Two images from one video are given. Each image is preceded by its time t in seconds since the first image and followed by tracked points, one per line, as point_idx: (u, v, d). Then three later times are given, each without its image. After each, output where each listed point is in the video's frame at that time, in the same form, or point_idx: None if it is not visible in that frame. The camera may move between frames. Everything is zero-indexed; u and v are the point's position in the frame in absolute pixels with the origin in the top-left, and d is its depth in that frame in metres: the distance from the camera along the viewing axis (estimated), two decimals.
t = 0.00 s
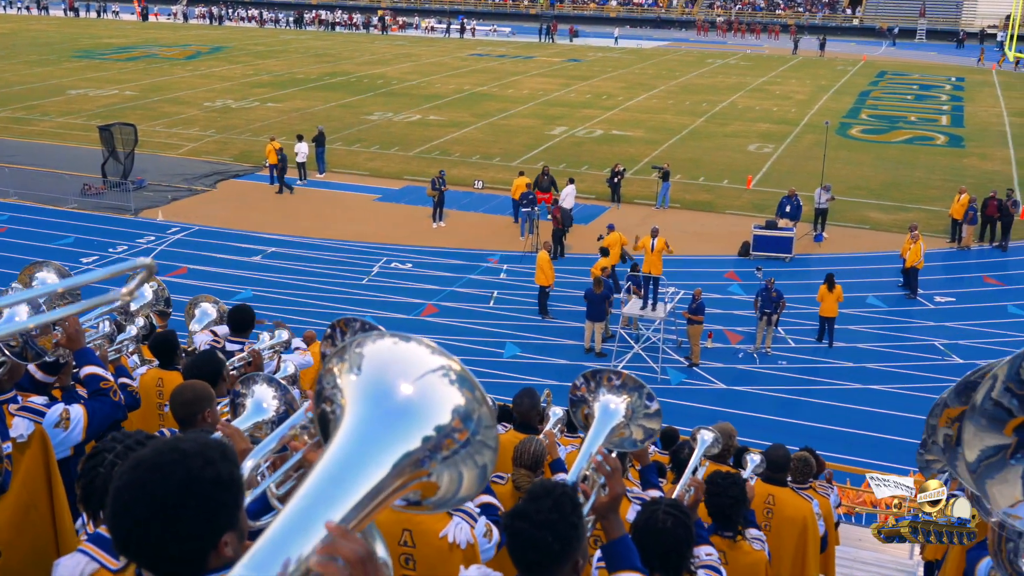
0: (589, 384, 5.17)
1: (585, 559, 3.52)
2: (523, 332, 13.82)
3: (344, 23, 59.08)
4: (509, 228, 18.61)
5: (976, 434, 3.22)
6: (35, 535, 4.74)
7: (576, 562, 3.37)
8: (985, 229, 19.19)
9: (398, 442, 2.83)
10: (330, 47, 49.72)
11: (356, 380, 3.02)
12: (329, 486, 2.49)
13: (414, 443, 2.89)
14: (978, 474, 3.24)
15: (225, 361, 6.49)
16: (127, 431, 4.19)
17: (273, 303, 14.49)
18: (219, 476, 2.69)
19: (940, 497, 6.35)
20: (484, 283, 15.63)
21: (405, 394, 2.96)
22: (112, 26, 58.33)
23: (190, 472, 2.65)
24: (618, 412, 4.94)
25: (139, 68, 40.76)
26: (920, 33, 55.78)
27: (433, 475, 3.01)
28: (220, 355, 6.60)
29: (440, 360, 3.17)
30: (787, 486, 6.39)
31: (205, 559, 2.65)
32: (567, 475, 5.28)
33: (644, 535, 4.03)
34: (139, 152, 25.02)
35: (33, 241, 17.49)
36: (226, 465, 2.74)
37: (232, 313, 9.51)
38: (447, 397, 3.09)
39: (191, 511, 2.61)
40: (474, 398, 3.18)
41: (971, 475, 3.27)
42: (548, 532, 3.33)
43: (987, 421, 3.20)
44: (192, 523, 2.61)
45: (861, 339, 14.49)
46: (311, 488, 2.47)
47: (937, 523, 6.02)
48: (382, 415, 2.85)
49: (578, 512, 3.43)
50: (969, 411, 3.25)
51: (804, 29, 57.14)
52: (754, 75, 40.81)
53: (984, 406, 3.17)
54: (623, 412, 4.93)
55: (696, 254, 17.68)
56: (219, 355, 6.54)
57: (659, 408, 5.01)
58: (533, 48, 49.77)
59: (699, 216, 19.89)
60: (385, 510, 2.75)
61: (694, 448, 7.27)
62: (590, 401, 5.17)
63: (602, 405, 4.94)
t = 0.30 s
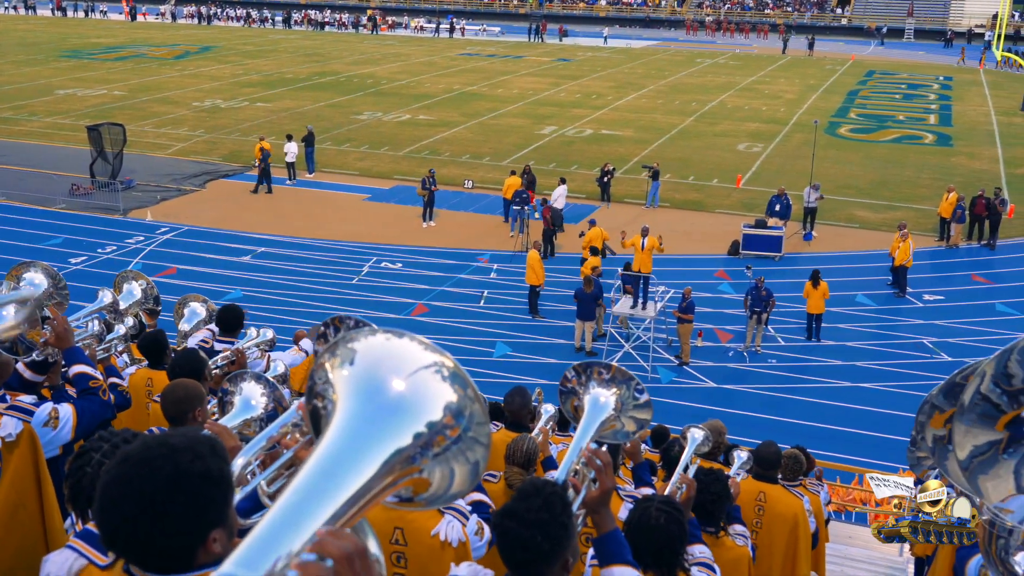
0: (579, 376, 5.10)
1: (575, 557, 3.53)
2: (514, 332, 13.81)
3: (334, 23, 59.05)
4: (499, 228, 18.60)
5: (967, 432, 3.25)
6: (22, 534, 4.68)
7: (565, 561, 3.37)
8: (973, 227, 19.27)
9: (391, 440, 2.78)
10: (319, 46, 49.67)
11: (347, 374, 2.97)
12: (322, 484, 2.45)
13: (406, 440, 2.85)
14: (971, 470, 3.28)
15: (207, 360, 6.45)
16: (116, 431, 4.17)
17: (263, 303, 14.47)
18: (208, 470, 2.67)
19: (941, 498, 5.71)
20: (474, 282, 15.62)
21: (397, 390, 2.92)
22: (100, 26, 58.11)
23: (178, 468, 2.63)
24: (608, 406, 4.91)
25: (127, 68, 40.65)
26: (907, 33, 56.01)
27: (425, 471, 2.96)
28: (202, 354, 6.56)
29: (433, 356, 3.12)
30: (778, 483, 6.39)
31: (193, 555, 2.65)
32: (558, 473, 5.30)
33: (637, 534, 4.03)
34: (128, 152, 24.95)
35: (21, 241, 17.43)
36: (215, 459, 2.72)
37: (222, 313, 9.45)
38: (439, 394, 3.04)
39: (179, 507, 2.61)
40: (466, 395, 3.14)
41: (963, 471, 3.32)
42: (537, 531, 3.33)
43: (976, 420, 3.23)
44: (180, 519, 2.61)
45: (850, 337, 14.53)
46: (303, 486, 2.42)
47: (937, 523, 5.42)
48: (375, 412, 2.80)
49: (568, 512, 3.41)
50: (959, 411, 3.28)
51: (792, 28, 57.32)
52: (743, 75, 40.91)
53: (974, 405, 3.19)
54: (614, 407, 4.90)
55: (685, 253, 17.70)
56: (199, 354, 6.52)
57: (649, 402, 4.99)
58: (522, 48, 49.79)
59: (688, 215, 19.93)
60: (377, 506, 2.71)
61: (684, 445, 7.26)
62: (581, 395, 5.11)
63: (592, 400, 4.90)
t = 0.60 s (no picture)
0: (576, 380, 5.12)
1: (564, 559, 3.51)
2: (506, 336, 13.82)
3: (326, 27, 59.11)
4: (491, 232, 18.60)
5: (962, 430, 3.14)
6: (14, 535, 4.74)
7: (553, 562, 3.35)
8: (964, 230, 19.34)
9: (375, 435, 2.72)
10: (310, 51, 49.69)
11: (331, 370, 2.90)
12: (304, 477, 2.38)
13: (390, 436, 2.78)
14: (961, 468, 3.19)
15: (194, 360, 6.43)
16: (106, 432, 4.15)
17: (254, 308, 14.46)
18: (193, 467, 2.64)
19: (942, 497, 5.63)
20: (466, 286, 15.62)
21: (380, 387, 2.84)
22: (91, 30, 58.05)
23: (162, 465, 2.61)
24: (604, 412, 4.89)
25: (118, 73, 40.61)
26: (898, 37, 56.31)
27: (408, 467, 2.90)
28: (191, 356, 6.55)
29: (417, 352, 3.05)
30: (771, 485, 6.39)
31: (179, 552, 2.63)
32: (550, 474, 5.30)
33: (629, 536, 4.02)
34: (119, 156, 24.92)
35: (12, 246, 17.38)
36: (199, 456, 2.69)
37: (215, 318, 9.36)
38: (422, 390, 2.98)
39: (163, 504, 2.58)
40: (450, 391, 3.09)
41: (956, 469, 3.22)
42: (527, 531, 3.32)
43: (971, 417, 3.12)
44: (164, 514, 2.58)
45: (842, 341, 14.56)
46: (285, 480, 2.35)
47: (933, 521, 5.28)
48: (358, 407, 2.73)
49: (559, 513, 3.39)
50: (954, 407, 3.18)
51: (783, 32, 57.58)
52: (734, 79, 41.03)
53: (970, 403, 3.09)
54: (610, 412, 4.88)
55: (677, 257, 17.73)
56: (188, 357, 6.47)
57: (645, 409, 4.98)
58: (514, 52, 49.90)
59: (680, 219, 19.97)
60: (361, 501, 2.64)
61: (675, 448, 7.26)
62: (578, 399, 5.11)
63: (589, 405, 4.90)
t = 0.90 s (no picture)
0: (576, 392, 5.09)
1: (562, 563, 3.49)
2: (499, 350, 13.80)
3: (319, 43, 59.31)
4: (485, 246, 18.61)
5: (962, 439, 3.22)
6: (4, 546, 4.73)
7: (552, 565, 3.33)
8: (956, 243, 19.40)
9: (374, 442, 2.71)
10: (303, 66, 49.84)
11: (329, 376, 2.89)
12: (304, 482, 2.37)
13: (388, 443, 2.77)
14: (962, 478, 3.27)
15: (189, 373, 6.40)
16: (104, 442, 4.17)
17: (247, 322, 14.43)
18: (191, 474, 2.62)
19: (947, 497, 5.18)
20: (460, 300, 15.61)
21: (379, 393, 2.83)
22: (83, 45, 58.16)
23: (159, 472, 2.59)
24: (603, 422, 4.89)
25: (111, 88, 40.65)
26: (888, 52, 56.75)
27: (406, 476, 2.88)
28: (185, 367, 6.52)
29: (415, 359, 3.05)
30: (766, 496, 6.40)
31: (175, 561, 2.58)
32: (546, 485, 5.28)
33: (627, 546, 3.98)
34: (112, 171, 24.91)
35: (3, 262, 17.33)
36: (197, 464, 2.67)
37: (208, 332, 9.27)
38: (421, 396, 2.97)
39: (161, 510, 2.55)
40: (447, 398, 3.08)
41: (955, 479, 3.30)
42: (524, 534, 3.30)
43: (971, 428, 3.21)
44: (161, 521, 2.54)
45: (835, 354, 14.57)
46: (284, 486, 2.34)
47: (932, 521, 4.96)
48: (356, 413, 2.72)
49: (557, 516, 3.37)
50: (953, 417, 3.26)
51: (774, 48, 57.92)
52: (726, 93, 41.25)
53: (969, 413, 3.18)
54: (609, 423, 4.88)
55: (669, 271, 17.75)
56: (182, 369, 6.41)
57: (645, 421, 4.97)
58: (506, 67, 50.11)
59: (673, 233, 20.02)
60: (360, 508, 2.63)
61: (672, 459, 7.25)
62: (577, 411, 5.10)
63: (588, 415, 4.90)
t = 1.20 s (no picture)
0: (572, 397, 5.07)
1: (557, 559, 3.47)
2: (491, 359, 13.79)
3: (310, 53, 59.44)
4: (477, 255, 18.60)
5: (959, 439, 3.23)
6: None
7: (546, 557, 3.31)
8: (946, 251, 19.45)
9: (370, 439, 2.70)
10: (294, 75, 49.94)
11: (325, 373, 2.88)
12: (298, 481, 2.37)
13: (385, 441, 2.76)
14: (962, 477, 3.27)
15: (184, 377, 6.39)
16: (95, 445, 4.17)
17: (237, 331, 14.40)
18: (184, 471, 2.61)
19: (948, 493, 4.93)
20: (452, 309, 15.60)
21: (376, 390, 2.82)
22: (75, 56, 58.22)
23: (152, 469, 2.58)
24: (598, 428, 4.90)
25: (102, 98, 40.65)
26: (877, 61, 57.01)
27: (403, 473, 2.87)
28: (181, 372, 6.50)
29: (413, 357, 3.03)
30: (758, 501, 6.41)
31: (167, 560, 2.56)
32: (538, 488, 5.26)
33: (622, 547, 3.95)
34: (102, 181, 24.89)
35: None
36: (190, 461, 2.66)
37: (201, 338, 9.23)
38: (419, 394, 2.95)
39: (154, 506, 2.53)
40: (445, 397, 3.06)
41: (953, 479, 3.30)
42: (517, 523, 3.29)
43: (968, 427, 3.21)
44: (154, 518, 2.53)
45: (827, 361, 14.58)
46: (277, 484, 2.33)
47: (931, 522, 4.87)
48: (353, 410, 2.71)
49: (548, 504, 3.38)
50: (950, 418, 3.26)
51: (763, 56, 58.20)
52: (716, 102, 41.41)
53: (966, 414, 3.18)
54: (604, 429, 4.88)
55: (661, 278, 17.77)
56: (178, 373, 6.40)
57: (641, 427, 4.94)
58: (497, 77, 50.27)
59: (664, 241, 20.05)
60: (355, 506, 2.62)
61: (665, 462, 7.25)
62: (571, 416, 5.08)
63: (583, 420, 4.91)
